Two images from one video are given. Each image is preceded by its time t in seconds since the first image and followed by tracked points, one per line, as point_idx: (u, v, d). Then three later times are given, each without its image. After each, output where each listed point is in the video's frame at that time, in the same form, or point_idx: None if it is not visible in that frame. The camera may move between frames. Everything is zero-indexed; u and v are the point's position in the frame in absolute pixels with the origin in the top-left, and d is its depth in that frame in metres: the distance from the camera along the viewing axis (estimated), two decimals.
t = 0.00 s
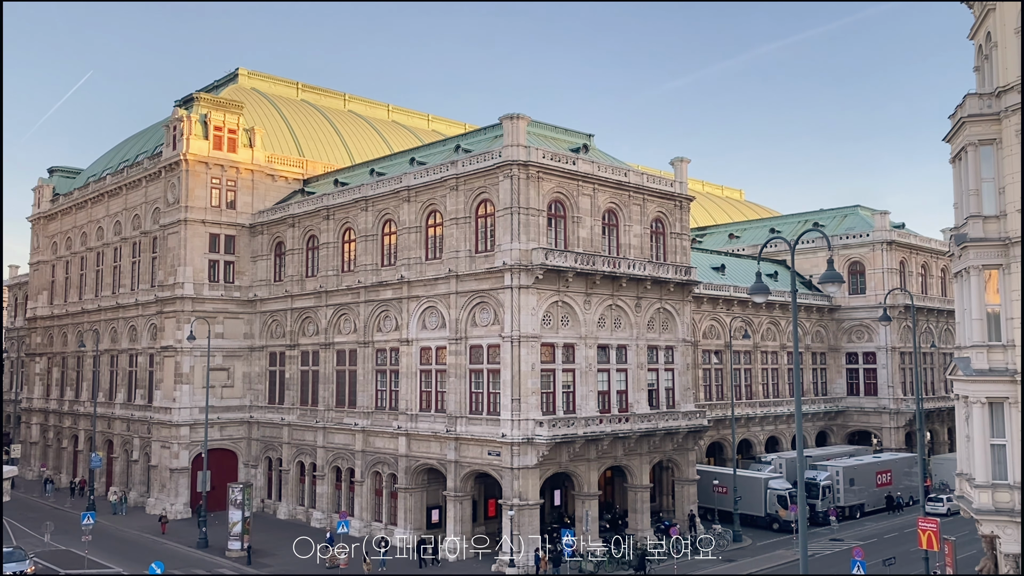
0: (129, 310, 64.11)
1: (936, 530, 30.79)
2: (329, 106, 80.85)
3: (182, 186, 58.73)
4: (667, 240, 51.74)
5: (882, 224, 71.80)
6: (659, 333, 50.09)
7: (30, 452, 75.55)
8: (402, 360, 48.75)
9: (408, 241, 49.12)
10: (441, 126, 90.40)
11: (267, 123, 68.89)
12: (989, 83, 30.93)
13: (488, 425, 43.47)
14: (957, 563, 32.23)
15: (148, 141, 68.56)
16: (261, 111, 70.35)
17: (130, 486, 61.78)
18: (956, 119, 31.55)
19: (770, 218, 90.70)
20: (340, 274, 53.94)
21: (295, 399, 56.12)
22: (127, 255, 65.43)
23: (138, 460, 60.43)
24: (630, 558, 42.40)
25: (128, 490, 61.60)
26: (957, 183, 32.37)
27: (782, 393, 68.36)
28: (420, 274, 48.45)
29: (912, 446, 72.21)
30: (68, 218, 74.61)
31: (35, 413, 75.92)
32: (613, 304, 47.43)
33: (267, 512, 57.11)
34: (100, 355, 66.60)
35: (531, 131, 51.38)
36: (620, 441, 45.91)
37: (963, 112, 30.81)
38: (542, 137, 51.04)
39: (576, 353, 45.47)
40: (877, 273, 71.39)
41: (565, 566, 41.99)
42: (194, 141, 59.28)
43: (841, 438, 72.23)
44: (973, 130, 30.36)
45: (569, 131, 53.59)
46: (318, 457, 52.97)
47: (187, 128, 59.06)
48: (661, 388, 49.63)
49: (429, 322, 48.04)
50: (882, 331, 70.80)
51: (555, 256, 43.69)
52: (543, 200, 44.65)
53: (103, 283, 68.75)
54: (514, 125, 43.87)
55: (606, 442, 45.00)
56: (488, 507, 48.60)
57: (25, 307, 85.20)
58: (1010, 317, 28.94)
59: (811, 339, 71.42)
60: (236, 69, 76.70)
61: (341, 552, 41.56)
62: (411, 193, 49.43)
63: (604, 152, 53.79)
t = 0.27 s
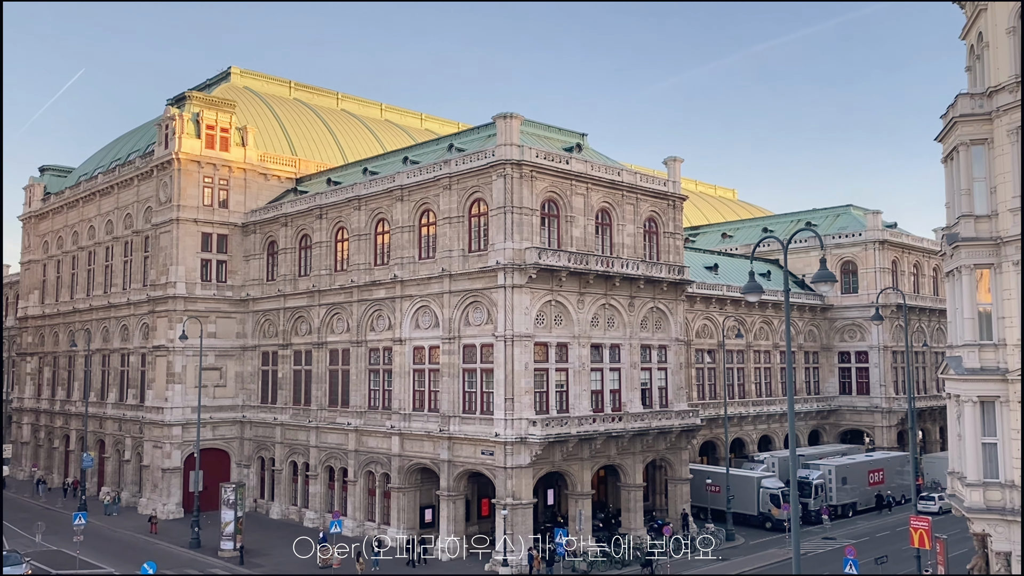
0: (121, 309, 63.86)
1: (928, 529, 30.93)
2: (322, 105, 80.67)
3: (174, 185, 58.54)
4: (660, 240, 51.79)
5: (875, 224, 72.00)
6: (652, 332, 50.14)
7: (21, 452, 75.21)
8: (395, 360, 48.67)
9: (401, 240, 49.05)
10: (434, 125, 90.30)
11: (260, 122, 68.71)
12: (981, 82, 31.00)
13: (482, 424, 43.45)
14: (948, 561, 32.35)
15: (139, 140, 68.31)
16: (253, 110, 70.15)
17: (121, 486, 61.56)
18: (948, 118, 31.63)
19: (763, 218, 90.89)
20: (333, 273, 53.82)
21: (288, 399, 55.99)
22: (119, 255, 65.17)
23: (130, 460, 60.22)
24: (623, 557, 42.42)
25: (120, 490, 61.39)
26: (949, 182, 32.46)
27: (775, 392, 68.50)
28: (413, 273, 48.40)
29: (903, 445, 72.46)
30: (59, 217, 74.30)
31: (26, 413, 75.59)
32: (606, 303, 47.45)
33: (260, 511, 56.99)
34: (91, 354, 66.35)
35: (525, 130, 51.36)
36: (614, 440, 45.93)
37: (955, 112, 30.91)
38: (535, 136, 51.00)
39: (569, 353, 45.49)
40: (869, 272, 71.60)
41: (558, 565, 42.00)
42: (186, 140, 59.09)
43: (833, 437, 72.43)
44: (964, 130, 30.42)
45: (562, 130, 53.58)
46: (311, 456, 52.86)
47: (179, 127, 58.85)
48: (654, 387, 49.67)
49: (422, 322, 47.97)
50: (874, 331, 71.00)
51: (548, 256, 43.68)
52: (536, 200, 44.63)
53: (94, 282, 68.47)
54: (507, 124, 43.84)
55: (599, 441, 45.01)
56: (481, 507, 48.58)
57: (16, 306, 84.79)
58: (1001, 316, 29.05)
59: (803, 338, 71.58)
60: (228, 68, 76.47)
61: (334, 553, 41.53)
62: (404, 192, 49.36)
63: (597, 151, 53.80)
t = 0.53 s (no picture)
0: (114, 308, 63.68)
1: (921, 527, 31.04)
2: (316, 104, 80.55)
3: (168, 184, 58.40)
4: (655, 239, 51.84)
5: (868, 223, 72.19)
6: (646, 331, 50.19)
7: (14, 451, 74.96)
8: (389, 359, 48.63)
9: (396, 239, 49.00)
10: (429, 124, 90.23)
11: (254, 121, 68.58)
12: (973, 82, 31.16)
13: (476, 423, 43.47)
14: (941, 559, 32.47)
15: (133, 138, 68.10)
16: (247, 109, 70.00)
17: (115, 486, 61.41)
18: (942, 118, 31.75)
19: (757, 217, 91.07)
20: (327, 272, 53.76)
21: (282, 398, 55.91)
22: (112, 253, 64.99)
23: (123, 459, 60.05)
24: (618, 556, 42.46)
25: (114, 489, 61.24)
26: (942, 181, 32.57)
27: (769, 391, 68.64)
28: (408, 272, 48.37)
29: (897, 443, 72.71)
30: (52, 216, 74.05)
31: (19, 412, 75.35)
32: (601, 302, 47.48)
33: (254, 511, 56.91)
34: (85, 354, 66.16)
35: (519, 129, 51.36)
36: (608, 438, 45.98)
37: (948, 111, 31.02)
38: (530, 135, 51.00)
39: (564, 352, 45.51)
40: (863, 271, 71.81)
41: (552, 564, 42.04)
42: (180, 138, 58.96)
43: (827, 435, 72.62)
44: (957, 129, 30.52)
45: (557, 129, 53.60)
46: (306, 455, 52.79)
47: (173, 125, 58.71)
48: (648, 386, 49.73)
49: (417, 321, 47.95)
50: (868, 329, 71.20)
51: (543, 255, 43.70)
52: (531, 199, 44.63)
53: (87, 281, 68.27)
54: (502, 123, 43.82)
55: (594, 440, 45.04)
56: (476, 506, 48.60)
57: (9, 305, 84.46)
58: (994, 315, 29.15)
59: (797, 337, 71.71)
60: (222, 66, 76.31)
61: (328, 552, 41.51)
62: (398, 191, 49.31)
63: (592, 150, 53.83)
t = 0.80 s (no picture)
0: (110, 307, 63.58)
1: (917, 525, 31.13)
2: (313, 102, 80.46)
3: (164, 182, 58.31)
4: (651, 238, 51.88)
5: (865, 222, 72.29)
6: (643, 329, 50.23)
7: (10, 450, 74.83)
8: (386, 358, 48.61)
9: (392, 238, 48.96)
10: (425, 122, 90.17)
11: (250, 119, 68.48)
12: (969, 81, 31.19)
13: (473, 422, 43.49)
14: (937, 557, 32.54)
15: (129, 137, 67.96)
16: (243, 107, 69.90)
17: (111, 485, 61.33)
18: (938, 117, 31.78)
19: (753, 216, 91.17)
20: (324, 271, 53.70)
21: (279, 397, 55.87)
22: (108, 252, 64.87)
23: (120, 458, 59.98)
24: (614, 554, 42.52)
25: (110, 488, 61.17)
26: (938, 179, 32.63)
27: (766, 389, 68.74)
28: (404, 271, 48.36)
29: (893, 442, 72.86)
30: (48, 215, 73.90)
31: (15, 411, 75.20)
32: (597, 301, 47.51)
33: (251, 510, 56.88)
34: (81, 353, 66.06)
35: (516, 128, 51.35)
36: (605, 437, 46.02)
37: (944, 110, 31.05)
38: (527, 133, 50.98)
39: (561, 350, 45.52)
40: (859, 270, 71.93)
41: (549, 562, 42.09)
42: (177, 137, 58.86)
43: (823, 433, 72.76)
44: (954, 128, 30.53)
45: (554, 127, 53.61)
46: (302, 454, 52.77)
47: (169, 124, 58.60)
48: (645, 385, 49.76)
49: (414, 320, 47.93)
50: (864, 328, 71.31)
51: (540, 253, 43.73)
52: (527, 197, 44.64)
53: (83, 280, 68.16)
54: (498, 122, 43.80)
55: (591, 438, 45.07)
56: (473, 504, 48.65)
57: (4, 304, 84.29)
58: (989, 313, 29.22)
59: (793, 335, 71.81)
60: (218, 65, 76.18)
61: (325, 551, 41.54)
62: (395, 190, 49.28)
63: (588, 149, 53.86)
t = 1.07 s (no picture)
0: (109, 307, 63.54)
1: (916, 523, 31.17)
2: (311, 101, 80.41)
3: (163, 181, 58.30)
4: (651, 236, 51.89)
5: (863, 220, 72.33)
6: (642, 328, 50.24)
7: (9, 450, 74.79)
8: (385, 357, 48.60)
9: (391, 237, 48.96)
10: (424, 121, 90.14)
11: (249, 118, 68.44)
12: (968, 80, 31.19)
13: (472, 421, 43.51)
14: (936, 555, 32.56)
15: (128, 136, 67.91)
16: (242, 106, 69.85)
17: (111, 484, 61.31)
18: (936, 115, 31.77)
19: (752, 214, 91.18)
20: (323, 270, 53.68)
21: (278, 396, 55.86)
22: (107, 251, 64.83)
23: (119, 458, 59.97)
24: (614, 552, 42.56)
25: (110, 488, 61.16)
26: (937, 178, 32.64)
27: (765, 388, 68.78)
28: (403, 270, 48.36)
29: (892, 440, 72.92)
30: (47, 214, 73.83)
31: (14, 410, 75.16)
32: (596, 300, 47.53)
33: (250, 509, 56.89)
34: (80, 352, 66.05)
35: (515, 126, 51.36)
36: (604, 436, 46.03)
37: (943, 108, 31.04)
38: (526, 132, 50.97)
39: (560, 349, 45.51)
40: (858, 268, 71.98)
41: (549, 560, 42.14)
42: (175, 136, 58.81)
43: (822, 432, 72.81)
44: (952, 126, 30.50)
45: (553, 126, 53.60)
46: (302, 453, 52.77)
47: (167, 123, 58.53)
48: (644, 383, 49.78)
49: (413, 319, 47.93)
50: (863, 326, 71.35)
51: (539, 252, 43.74)
52: (526, 196, 44.63)
53: (82, 279, 68.12)
54: (497, 120, 43.80)
55: (590, 437, 45.09)
56: (472, 503, 48.69)
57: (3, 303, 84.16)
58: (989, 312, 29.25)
59: (792, 334, 71.83)
60: (217, 64, 76.12)
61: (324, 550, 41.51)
62: (394, 189, 49.26)
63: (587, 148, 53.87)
